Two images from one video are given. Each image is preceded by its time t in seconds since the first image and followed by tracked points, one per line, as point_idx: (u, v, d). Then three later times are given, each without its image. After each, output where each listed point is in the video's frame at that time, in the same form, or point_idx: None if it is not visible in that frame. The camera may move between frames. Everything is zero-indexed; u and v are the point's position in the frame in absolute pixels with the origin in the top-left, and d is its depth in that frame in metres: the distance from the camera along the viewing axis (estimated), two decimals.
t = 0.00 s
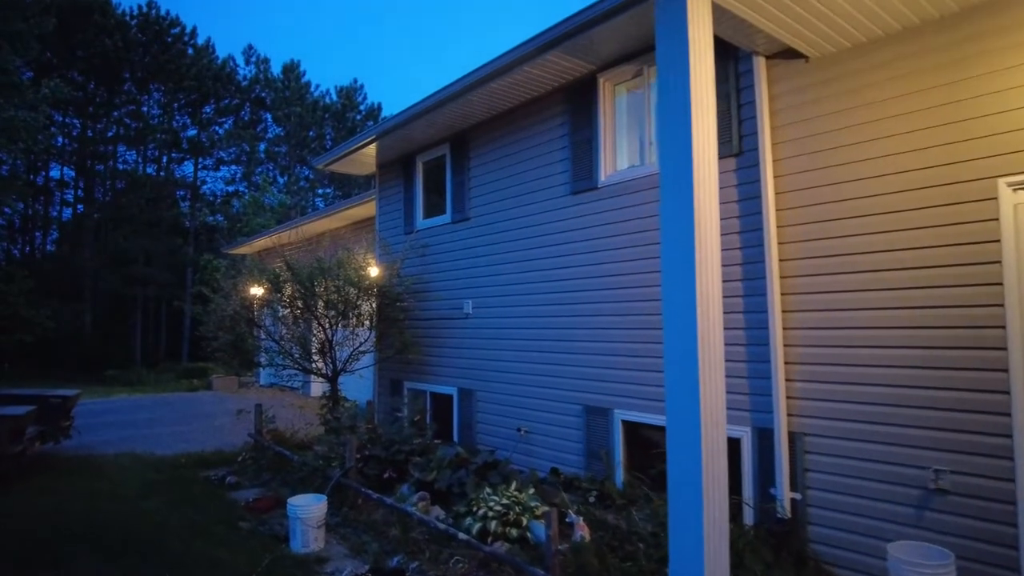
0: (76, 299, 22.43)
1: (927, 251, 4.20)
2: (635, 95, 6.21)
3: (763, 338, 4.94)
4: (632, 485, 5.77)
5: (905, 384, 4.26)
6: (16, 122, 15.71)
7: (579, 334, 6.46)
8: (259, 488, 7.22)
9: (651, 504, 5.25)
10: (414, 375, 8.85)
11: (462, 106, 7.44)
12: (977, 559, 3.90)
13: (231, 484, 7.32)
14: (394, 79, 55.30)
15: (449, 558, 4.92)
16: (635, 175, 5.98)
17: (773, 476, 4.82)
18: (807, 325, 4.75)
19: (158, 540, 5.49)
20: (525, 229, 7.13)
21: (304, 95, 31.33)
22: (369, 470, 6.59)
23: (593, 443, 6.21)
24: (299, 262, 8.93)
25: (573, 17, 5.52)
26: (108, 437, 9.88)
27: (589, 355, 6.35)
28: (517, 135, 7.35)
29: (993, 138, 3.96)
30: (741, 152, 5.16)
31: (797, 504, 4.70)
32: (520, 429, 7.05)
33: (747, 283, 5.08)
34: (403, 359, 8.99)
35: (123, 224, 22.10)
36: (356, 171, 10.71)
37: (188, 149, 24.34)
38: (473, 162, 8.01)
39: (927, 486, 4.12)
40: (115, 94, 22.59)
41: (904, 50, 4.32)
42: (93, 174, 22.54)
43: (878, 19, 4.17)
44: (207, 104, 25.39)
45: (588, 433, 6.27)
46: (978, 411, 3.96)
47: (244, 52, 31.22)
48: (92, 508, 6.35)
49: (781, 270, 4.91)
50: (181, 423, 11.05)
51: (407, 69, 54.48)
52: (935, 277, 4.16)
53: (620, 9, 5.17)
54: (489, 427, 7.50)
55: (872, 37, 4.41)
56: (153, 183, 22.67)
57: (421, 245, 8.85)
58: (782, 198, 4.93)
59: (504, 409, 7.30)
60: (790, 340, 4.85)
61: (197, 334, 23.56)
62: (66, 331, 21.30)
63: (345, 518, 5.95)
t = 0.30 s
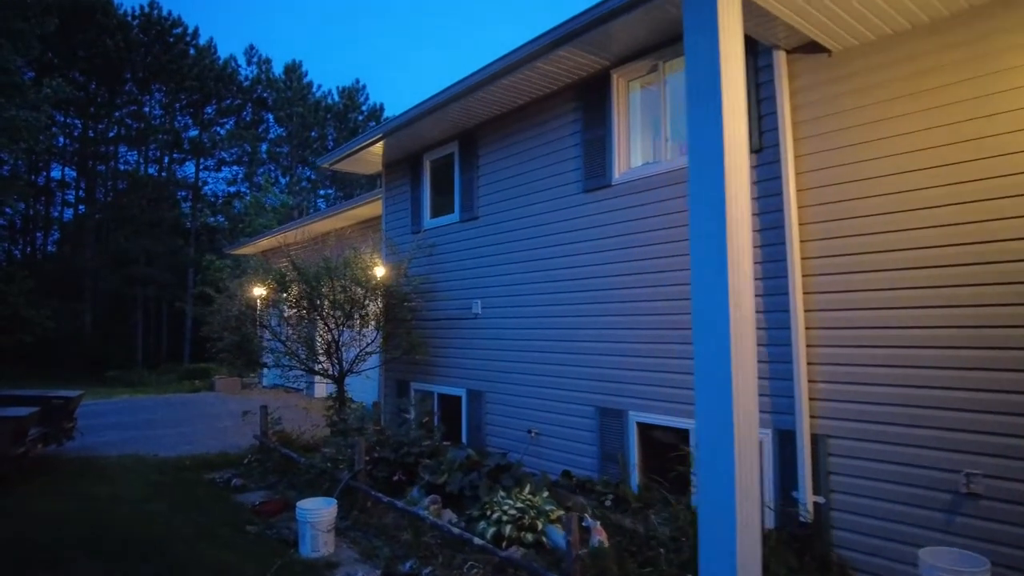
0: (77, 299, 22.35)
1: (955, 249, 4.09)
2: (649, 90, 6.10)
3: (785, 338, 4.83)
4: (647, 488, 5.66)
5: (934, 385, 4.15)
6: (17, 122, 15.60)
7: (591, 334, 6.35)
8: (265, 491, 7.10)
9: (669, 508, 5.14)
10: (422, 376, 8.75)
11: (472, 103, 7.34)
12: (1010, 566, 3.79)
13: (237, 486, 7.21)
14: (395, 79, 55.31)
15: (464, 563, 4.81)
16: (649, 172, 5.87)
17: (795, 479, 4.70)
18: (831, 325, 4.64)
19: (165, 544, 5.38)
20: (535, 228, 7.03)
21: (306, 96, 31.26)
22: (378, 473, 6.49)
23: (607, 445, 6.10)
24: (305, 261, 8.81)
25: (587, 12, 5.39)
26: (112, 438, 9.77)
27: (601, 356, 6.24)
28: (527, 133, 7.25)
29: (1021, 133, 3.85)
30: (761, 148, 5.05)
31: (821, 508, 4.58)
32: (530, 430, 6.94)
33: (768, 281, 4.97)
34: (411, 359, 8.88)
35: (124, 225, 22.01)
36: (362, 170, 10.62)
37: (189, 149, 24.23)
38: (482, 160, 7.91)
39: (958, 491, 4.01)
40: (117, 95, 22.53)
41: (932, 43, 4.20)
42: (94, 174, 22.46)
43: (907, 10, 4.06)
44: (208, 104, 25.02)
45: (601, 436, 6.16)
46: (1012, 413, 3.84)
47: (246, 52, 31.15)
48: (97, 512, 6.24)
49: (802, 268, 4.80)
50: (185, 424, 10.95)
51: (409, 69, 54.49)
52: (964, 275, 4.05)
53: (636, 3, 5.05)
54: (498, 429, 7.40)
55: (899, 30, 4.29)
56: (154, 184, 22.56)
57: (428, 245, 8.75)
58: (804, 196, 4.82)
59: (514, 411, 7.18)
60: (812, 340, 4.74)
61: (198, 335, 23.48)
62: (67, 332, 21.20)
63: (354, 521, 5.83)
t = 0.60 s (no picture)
0: (78, 299, 22.25)
1: (985, 251, 4.00)
2: (665, 90, 6.01)
3: (809, 342, 4.74)
4: (666, 493, 5.57)
5: (964, 390, 4.06)
6: (20, 121, 15.53)
7: (606, 336, 6.27)
8: (274, 495, 7.01)
9: (689, 514, 5.04)
10: (431, 379, 8.67)
11: (483, 103, 7.26)
12: None
13: (245, 490, 7.10)
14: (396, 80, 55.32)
15: (481, 571, 4.68)
16: (667, 172, 5.79)
17: (819, 484, 4.61)
18: (858, 328, 4.55)
19: (174, 551, 5.27)
20: (548, 229, 6.95)
21: (308, 96, 31.20)
22: (389, 477, 6.41)
23: (623, 449, 6.01)
24: (312, 262, 8.66)
25: (604, 11, 5.30)
26: (116, 441, 9.66)
27: (617, 359, 6.16)
28: (539, 132, 7.17)
29: None
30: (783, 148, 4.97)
31: (846, 515, 4.50)
32: (543, 434, 6.85)
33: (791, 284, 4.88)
34: (419, 362, 8.80)
35: (126, 225, 21.92)
36: (369, 171, 10.52)
37: (191, 149, 24.12)
38: (493, 160, 7.83)
39: (991, 499, 3.92)
40: (118, 94, 22.49)
41: (962, 41, 4.11)
42: (96, 174, 22.35)
43: (939, 7, 3.97)
44: (212, 104, 25.16)
45: (617, 440, 6.07)
46: None
47: (249, 52, 31.06)
48: (103, 517, 6.13)
49: (827, 271, 4.71)
50: (189, 427, 10.84)
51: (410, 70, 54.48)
52: (996, 278, 3.96)
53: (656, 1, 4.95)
54: (509, 433, 7.31)
55: (929, 27, 4.20)
56: (157, 183, 22.47)
57: (437, 246, 8.66)
58: (828, 197, 4.74)
59: (527, 414, 7.10)
60: (837, 343, 4.65)
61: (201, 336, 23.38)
62: (68, 332, 21.09)
63: (366, 527, 5.73)
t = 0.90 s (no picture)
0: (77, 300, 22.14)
1: (1006, 254, 3.94)
2: (674, 90, 5.96)
3: (823, 346, 4.68)
4: (676, 498, 5.50)
5: (985, 395, 3.99)
6: (18, 120, 15.44)
7: (614, 339, 6.20)
8: (278, 499, 6.93)
9: (700, 520, 4.98)
10: (435, 381, 8.59)
11: (488, 103, 7.19)
12: None
13: (248, 494, 7.03)
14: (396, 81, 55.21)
15: None
16: (676, 173, 5.72)
17: (835, 490, 4.54)
18: (874, 332, 4.48)
19: (177, 557, 5.19)
20: (556, 230, 6.88)
21: (308, 96, 31.11)
22: (395, 481, 6.33)
23: (631, 453, 5.94)
24: (316, 263, 8.49)
25: (613, 10, 5.24)
26: (116, 444, 9.57)
27: (626, 362, 6.10)
28: (545, 132, 7.10)
29: None
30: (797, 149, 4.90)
31: (861, 521, 4.43)
32: (550, 438, 6.78)
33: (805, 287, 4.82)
34: (423, 364, 8.73)
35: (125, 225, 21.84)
36: (371, 172, 10.45)
37: (190, 149, 23.96)
38: (498, 161, 7.76)
39: (1014, 506, 3.84)
40: (117, 94, 22.41)
41: (980, 40, 4.06)
42: (94, 174, 22.22)
43: (958, 6, 3.92)
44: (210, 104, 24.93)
45: (626, 444, 6.00)
46: None
47: (248, 52, 30.97)
48: (105, 522, 6.06)
49: (842, 274, 4.65)
50: (190, 430, 10.76)
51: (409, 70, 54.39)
52: (1018, 281, 3.89)
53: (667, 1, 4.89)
54: (515, 436, 7.24)
55: (946, 27, 4.15)
56: (156, 184, 22.37)
57: (441, 247, 8.59)
58: (843, 198, 4.68)
59: (533, 417, 7.02)
60: (853, 347, 4.59)
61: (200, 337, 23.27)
62: (66, 332, 20.99)
63: (372, 532, 5.65)
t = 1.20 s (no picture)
0: (74, 301, 21.97)
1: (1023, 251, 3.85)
2: (682, 86, 5.87)
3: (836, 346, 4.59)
4: (684, 501, 5.41)
5: (1003, 396, 3.90)
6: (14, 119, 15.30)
7: (620, 339, 6.11)
8: (278, 502, 6.82)
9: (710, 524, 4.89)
10: (436, 382, 8.49)
11: (491, 100, 7.09)
12: None
13: (247, 497, 6.92)
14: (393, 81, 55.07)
15: None
16: (684, 170, 5.63)
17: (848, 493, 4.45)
18: (888, 332, 4.40)
19: (176, 562, 5.09)
20: (560, 228, 6.78)
21: (306, 95, 30.98)
22: (397, 484, 6.23)
23: (638, 455, 5.85)
24: (316, 262, 8.41)
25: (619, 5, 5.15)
26: (113, 446, 9.45)
27: (632, 362, 6.00)
28: (549, 130, 7.01)
29: None
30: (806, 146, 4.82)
31: (875, 524, 4.35)
32: (555, 439, 6.68)
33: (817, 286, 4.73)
34: (424, 365, 8.64)
35: (122, 226, 21.70)
36: (371, 170, 10.34)
37: (187, 150, 23.51)
38: (500, 159, 7.67)
39: None
40: (113, 94, 22.27)
41: (996, 34, 3.98)
42: (91, 174, 22.02)
43: None
44: (206, 103, 24.67)
45: (632, 446, 5.92)
46: None
47: (245, 51, 30.81)
48: (102, 526, 5.95)
49: (854, 273, 4.57)
50: (188, 431, 10.64)
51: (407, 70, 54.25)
52: None
53: None
54: (518, 438, 7.14)
55: (962, 20, 4.07)
56: (153, 184, 22.24)
57: (443, 247, 8.49)
58: (856, 195, 4.60)
59: (536, 419, 6.93)
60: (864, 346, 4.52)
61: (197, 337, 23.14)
62: (63, 333, 20.84)
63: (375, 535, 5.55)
